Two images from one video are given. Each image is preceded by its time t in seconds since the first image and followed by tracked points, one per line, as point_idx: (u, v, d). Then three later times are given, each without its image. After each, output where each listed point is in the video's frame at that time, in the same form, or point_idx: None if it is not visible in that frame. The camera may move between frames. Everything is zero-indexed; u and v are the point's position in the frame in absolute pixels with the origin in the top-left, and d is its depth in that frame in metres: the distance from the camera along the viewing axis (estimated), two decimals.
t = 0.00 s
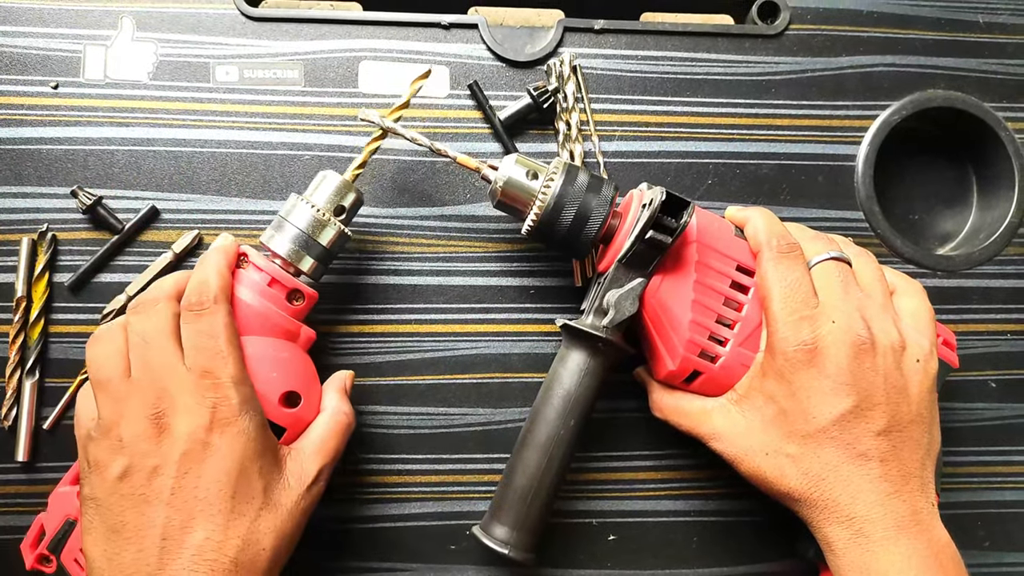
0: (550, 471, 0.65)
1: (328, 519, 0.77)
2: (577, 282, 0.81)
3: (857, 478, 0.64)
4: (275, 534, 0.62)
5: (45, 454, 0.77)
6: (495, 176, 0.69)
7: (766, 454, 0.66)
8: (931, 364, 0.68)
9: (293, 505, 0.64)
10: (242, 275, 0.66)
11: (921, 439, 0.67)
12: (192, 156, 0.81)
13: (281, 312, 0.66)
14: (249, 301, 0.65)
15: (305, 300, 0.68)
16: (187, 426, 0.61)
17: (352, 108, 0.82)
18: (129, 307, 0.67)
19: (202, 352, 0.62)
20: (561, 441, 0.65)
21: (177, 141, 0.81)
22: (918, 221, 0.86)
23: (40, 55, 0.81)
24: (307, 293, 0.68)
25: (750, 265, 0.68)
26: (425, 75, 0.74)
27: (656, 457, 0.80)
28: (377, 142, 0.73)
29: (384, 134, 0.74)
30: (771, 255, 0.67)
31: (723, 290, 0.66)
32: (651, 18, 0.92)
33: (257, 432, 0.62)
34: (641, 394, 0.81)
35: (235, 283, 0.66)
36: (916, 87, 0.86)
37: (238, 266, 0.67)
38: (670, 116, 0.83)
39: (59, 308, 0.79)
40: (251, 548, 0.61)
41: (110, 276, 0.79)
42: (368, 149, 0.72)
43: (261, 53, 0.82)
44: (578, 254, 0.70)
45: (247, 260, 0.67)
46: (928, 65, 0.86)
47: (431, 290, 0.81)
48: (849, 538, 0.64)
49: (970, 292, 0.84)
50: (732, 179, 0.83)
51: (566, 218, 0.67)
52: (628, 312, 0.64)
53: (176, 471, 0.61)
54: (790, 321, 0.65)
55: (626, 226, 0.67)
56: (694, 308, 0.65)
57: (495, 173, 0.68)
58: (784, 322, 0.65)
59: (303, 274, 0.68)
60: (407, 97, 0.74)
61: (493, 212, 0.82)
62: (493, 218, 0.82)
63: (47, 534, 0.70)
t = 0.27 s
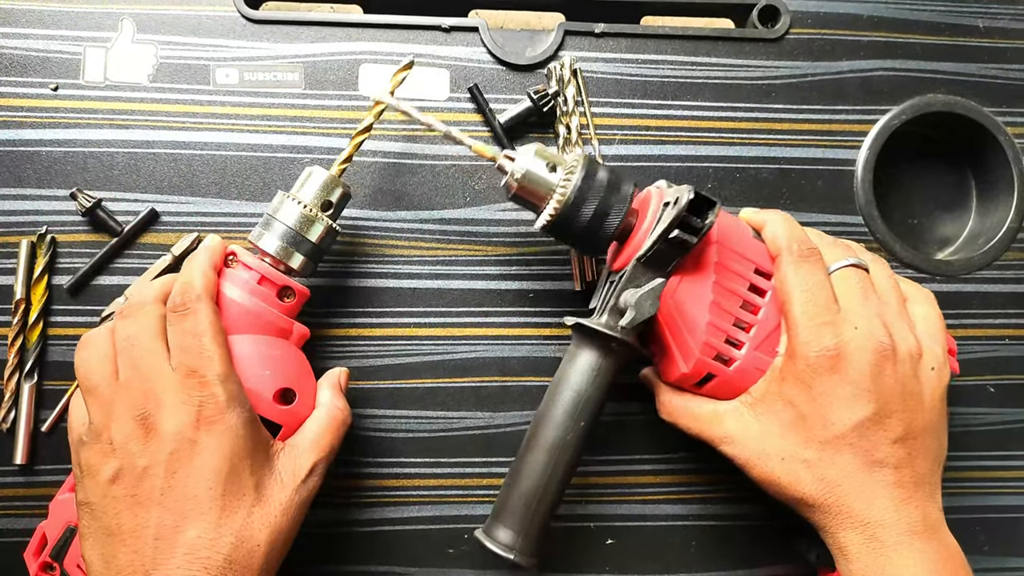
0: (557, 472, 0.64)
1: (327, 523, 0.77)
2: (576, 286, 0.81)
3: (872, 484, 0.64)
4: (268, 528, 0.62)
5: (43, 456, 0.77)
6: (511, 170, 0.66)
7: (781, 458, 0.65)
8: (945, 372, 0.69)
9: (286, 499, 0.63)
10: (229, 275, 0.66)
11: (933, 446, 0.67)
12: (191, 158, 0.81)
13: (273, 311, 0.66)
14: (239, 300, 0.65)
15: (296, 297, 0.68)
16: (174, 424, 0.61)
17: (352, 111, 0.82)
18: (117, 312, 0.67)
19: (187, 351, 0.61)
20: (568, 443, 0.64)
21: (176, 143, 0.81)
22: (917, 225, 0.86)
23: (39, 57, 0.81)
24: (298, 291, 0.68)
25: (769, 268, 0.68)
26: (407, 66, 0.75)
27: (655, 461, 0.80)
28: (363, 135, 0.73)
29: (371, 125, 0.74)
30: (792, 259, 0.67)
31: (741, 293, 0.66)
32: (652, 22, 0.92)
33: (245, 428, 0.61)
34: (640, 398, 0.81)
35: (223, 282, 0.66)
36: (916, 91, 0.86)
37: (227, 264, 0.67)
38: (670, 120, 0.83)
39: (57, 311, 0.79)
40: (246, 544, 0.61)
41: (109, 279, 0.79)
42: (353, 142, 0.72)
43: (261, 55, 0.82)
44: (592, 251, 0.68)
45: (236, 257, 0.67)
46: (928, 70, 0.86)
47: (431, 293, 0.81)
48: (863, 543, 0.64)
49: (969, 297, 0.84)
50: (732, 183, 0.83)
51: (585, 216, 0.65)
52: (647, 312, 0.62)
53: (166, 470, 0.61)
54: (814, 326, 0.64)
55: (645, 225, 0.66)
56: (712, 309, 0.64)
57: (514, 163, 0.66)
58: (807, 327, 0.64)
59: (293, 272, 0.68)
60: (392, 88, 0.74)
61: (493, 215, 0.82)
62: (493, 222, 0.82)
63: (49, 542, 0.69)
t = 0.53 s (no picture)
0: (566, 463, 0.60)
1: (327, 528, 0.77)
2: (578, 292, 0.81)
3: (890, 491, 0.64)
4: (229, 535, 0.58)
5: (43, 460, 0.77)
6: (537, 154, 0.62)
7: (801, 461, 0.65)
8: (963, 383, 0.70)
9: (250, 504, 0.59)
10: (192, 301, 0.59)
11: (949, 454, 0.68)
12: (194, 162, 0.81)
13: (243, 346, 0.59)
14: (203, 335, 0.58)
15: (272, 324, 0.61)
16: (121, 427, 0.57)
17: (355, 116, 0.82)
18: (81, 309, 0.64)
19: (137, 353, 0.57)
20: (583, 433, 0.61)
21: (179, 147, 0.81)
22: (919, 232, 0.86)
23: (43, 60, 0.81)
24: (273, 318, 0.60)
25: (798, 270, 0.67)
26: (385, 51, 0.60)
27: (656, 468, 0.80)
28: (337, 138, 0.61)
29: (348, 125, 0.61)
30: (822, 262, 0.66)
31: (769, 294, 0.65)
32: (654, 28, 0.92)
33: (195, 430, 0.56)
34: (641, 404, 0.81)
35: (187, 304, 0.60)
36: (919, 98, 0.86)
37: (191, 287, 0.60)
38: (673, 126, 0.83)
39: (59, 314, 0.79)
40: (200, 553, 0.57)
41: (111, 283, 0.79)
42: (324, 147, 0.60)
43: (265, 60, 0.82)
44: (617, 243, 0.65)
45: (200, 282, 0.59)
46: (932, 77, 0.86)
47: (433, 298, 0.81)
48: (880, 550, 0.64)
49: (971, 304, 0.84)
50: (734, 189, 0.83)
51: (613, 207, 0.62)
52: (675, 305, 0.59)
53: (114, 476, 0.58)
54: (845, 329, 0.64)
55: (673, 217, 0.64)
56: (739, 308, 0.63)
57: (541, 148, 0.62)
58: (836, 332, 0.64)
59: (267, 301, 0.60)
60: (369, 79, 0.62)
61: (495, 220, 0.82)
62: (495, 227, 0.82)
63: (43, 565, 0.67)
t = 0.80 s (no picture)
0: (563, 457, 0.61)
1: (326, 526, 0.77)
2: (575, 289, 0.81)
3: (886, 487, 0.65)
4: (206, 514, 0.56)
5: (42, 460, 0.77)
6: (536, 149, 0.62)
7: (799, 456, 0.65)
8: (961, 380, 0.70)
9: (229, 482, 0.56)
10: (197, 306, 0.59)
11: (946, 451, 0.68)
12: (191, 161, 0.81)
13: (246, 354, 0.58)
14: (207, 342, 0.58)
15: (278, 331, 0.60)
16: (106, 402, 0.57)
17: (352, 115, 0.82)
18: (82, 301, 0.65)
19: (128, 329, 0.58)
20: (581, 428, 0.61)
21: (176, 147, 0.81)
22: (916, 228, 0.86)
23: (39, 61, 0.81)
24: (279, 325, 0.59)
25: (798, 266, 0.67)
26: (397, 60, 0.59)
27: (655, 465, 0.80)
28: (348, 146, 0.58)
29: (359, 133, 0.59)
30: (821, 258, 0.66)
31: (768, 290, 0.64)
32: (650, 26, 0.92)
33: (172, 402, 0.55)
34: (640, 401, 0.81)
35: (191, 305, 0.60)
36: (915, 95, 0.86)
37: (201, 293, 0.60)
38: (669, 124, 0.83)
39: (57, 314, 0.79)
40: (179, 531, 0.55)
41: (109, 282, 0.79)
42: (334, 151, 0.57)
43: (261, 59, 0.82)
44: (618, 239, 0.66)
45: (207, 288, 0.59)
46: (928, 74, 0.86)
47: (430, 297, 0.81)
48: (876, 546, 0.65)
49: (968, 300, 0.84)
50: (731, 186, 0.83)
51: (611, 201, 0.62)
52: (674, 300, 0.59)
53: (100, 452, 0.57)
54: (845, 326, 0.63)
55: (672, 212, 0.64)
56: (738, 304, 0.62)
57: (541, 142, 0.62)
58: (836, 329, 0.63)
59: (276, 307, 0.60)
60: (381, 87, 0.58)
61: (492, 219, 0.82)
62: (492, 226, 0.82)
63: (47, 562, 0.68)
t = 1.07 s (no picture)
0: (560, 455, 0.61)
1: (325, 527, 0.77)
2: (574, 290, 0.81)
3: (884, 486, 0.65)
4: (159, 523, 0.56)
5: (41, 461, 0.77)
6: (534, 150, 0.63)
7: (798, 455, 0.65)
8: (959, 378, 0.71)
9: (180, 491, 0.56)
10: (147, 320, 0.59)
11: (944, 450, 0.69)
12: (191, 163, 0.81)
13: (197, 369, 0.58)
14: (157, 361, 0.57)
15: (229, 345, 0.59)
16: (57, 408, 0.58)
17: (351, 116, 0.82)
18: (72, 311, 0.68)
19: (78, 337, 0.59)
20: (579, 427, 0.62)
21: (176, 148, 0.81)
22: (915, 229, 0.86)
23: (39, 62, 0.81)
24: (232, 339, 0.58)
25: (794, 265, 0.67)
26: (324, 48, 0.53)
27: (654, 466, 0.80)
28: (285, 145, 0.55)
29: (294, 130, 0.55)
30: (817, 257, 0.66)
31: (765, 289, 0.64)
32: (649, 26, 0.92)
33: (122, 409, 0.56)
34: (639, 402, 0.81)
35: (143, 318, 0.59)
36: (914, 95, 0.86)
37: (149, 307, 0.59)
38: (668, 125, 0.83)
39: (57, 315, 0.79)
40: (128, 539, 0.56)
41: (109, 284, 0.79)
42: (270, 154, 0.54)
43: (261, 61, 0.82)
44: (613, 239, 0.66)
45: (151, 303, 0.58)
46: (926, 74, 0.86)
47: (429, 298, 0.81)
48: (875, 544, 0.65)
49: (968, 300, 0.84)
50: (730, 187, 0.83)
51: (609, 201, 0.62)
52: (671, 300, 0.58)
53: (51, 457, 0.58)
54: (842, 324, 0.64)
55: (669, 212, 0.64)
56: (736, 303, 0.62)
57: (539, 143, 0.63)
58: (833, 327, 0.64)
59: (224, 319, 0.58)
60: (310, 81, 0.54)
61: (491, 220, 0.82)
62: (491, 227, 0.82)
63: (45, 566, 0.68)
